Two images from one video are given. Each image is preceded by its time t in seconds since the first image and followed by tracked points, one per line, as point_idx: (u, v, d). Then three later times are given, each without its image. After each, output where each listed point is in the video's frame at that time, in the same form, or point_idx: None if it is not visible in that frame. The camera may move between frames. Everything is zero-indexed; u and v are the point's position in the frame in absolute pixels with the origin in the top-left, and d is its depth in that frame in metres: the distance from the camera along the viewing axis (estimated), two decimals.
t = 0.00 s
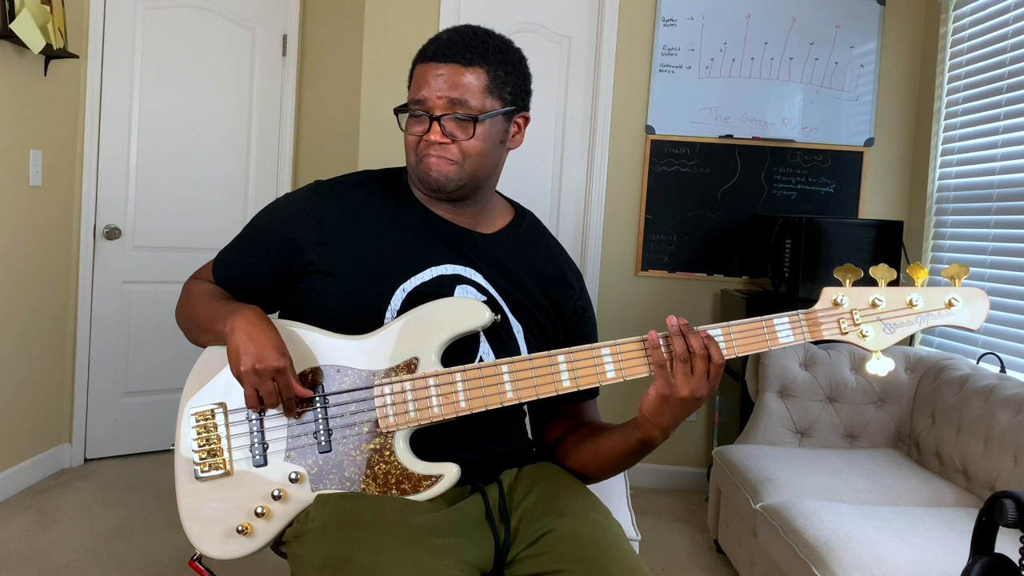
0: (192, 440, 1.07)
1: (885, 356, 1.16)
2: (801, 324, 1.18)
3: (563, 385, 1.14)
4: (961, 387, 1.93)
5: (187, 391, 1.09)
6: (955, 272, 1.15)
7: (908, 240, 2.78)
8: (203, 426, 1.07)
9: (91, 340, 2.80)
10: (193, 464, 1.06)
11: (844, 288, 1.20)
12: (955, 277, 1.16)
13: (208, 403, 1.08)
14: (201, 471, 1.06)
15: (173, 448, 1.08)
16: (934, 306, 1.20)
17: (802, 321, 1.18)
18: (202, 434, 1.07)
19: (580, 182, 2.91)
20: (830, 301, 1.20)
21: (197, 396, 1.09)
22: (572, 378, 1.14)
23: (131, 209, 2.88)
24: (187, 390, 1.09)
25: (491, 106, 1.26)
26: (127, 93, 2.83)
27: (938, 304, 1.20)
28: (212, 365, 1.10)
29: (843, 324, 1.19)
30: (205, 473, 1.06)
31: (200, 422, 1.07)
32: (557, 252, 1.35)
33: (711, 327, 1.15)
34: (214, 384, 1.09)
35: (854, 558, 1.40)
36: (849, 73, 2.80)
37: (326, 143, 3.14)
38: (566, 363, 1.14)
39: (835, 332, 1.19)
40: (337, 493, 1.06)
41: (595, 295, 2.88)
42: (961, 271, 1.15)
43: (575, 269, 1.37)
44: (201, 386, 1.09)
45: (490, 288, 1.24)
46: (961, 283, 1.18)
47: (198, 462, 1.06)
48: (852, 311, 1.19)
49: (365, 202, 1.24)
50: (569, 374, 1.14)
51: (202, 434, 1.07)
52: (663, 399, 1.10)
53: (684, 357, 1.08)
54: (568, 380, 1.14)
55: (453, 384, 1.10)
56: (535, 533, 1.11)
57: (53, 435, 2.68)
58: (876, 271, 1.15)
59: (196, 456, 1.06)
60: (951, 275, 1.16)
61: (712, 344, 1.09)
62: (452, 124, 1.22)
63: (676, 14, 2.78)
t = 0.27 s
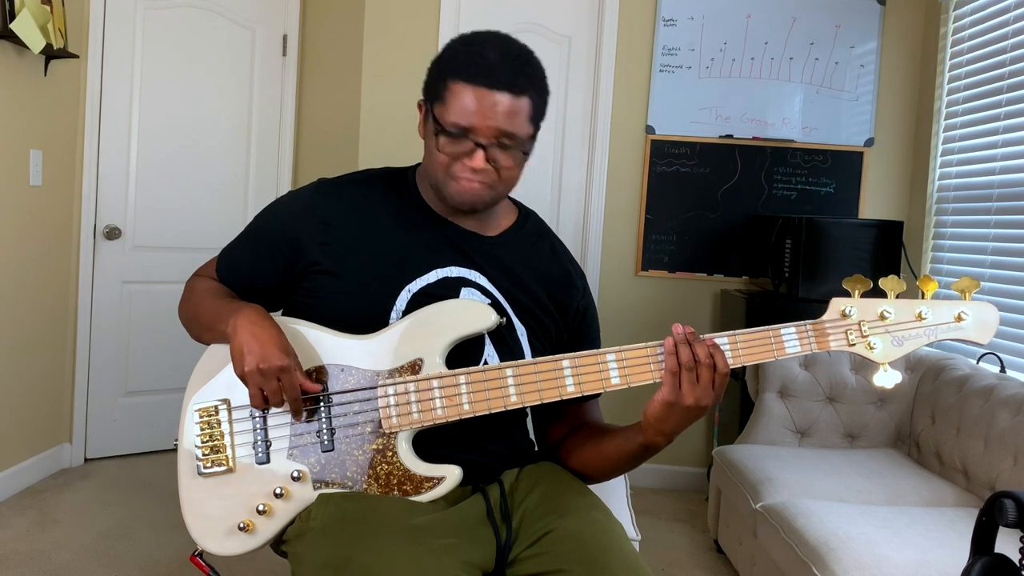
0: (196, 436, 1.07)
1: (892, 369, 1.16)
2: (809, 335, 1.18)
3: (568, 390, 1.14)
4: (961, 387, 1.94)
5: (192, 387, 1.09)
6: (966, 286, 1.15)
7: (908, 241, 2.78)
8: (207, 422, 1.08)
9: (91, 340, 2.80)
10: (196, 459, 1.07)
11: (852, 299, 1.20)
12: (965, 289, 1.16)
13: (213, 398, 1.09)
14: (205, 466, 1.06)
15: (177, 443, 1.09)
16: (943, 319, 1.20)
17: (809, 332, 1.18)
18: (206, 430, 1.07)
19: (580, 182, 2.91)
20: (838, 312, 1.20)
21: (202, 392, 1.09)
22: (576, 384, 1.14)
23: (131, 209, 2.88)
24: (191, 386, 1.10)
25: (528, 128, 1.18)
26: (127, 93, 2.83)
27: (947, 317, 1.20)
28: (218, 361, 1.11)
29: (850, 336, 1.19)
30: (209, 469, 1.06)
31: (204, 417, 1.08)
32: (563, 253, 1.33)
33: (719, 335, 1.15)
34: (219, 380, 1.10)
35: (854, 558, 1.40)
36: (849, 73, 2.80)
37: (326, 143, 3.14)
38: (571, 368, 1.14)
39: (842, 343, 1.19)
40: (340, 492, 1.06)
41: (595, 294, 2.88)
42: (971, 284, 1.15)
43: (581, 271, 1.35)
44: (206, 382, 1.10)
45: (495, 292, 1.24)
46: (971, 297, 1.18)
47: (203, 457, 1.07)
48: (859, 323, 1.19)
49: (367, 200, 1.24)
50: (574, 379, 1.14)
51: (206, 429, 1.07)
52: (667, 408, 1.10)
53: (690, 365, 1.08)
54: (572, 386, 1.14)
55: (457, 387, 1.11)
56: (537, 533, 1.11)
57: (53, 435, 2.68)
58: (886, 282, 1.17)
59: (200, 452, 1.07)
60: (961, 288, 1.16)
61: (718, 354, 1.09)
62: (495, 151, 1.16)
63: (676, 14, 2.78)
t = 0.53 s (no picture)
0: (195, 437, 1.07)
1: (888, 369, 1.17)
2: (806, 335, 1.18)
3: (566, 391, 1.13)
4: (961, 387, 1.93)
5: (190, 387, 1.10)
6: (962, 285, 1.14)
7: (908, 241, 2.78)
8: (206, 423, 1.08)
9: (91, 340, 2.80)
10: (195, 460, 1.07)
11: (849, 298, 1.20)
12: (961, 289, 1.15)
13: (211, 400, 1.09)
14: (202, 468, 1.06)
15: (176, 445, 1.09)
16: (939, 319, 1.20)
17: (806, 332, 1.18)
18: (205, 431, 1.07)
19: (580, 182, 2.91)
20: (835, 312, 1.20)
21: (200, 393, 1.09)
22: (575, 384, 1.14)
23: (132, 209, 2.88)
24: (190, 386, 1.10)
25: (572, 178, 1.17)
26: (127, 93, 2.83)
27: (944, 317, 1.20)
28: (216, 362, 1.11)
29: (847, 335, 1.19)
30: (206, 470, 1.06)
31: (203, 418, 1.08)
32: (561, 253, 1.34)
33: (716, 336, 1.15)
34: (217, 381, 1.10)
35: (854, 558, 1.40)
36: (849, 73, 2.80)
37: (326, 143, 3.13)
38: (569, 369, 1.14)
39: (839, 343, 1.19)
40: (338, 493, 1.06)
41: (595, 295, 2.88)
42: (967, 284, 1.15)
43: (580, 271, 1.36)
44: (205, 382, 1.10)
45: (495, 295, 1.24)
46: (967, 296, 1.18)
47: (201, 459, 1.07)
48: (856, 322, 1.20)
49: (365, 199, 1.24)
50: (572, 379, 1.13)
51: (205, 430, 1.07)
52: (665, 408, 1.10)
53: (688, 365, 1.07)
54: (571, 386, 1.14)
55: (455, 388, 1.10)
56: (535, 533, 1.11)
57: (53, 435, 2.68)
58: (880, 282, 1.17)
59: (198, 453, 1.07)
60: (957, 288, 1.15)
61: (716, 354, 1.08)
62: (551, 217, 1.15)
63: (676, 14, 2.78)
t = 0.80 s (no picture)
0: (196, 435, 1.07)
1: (893, 371, 1.17)
2: (809, 336, 1.18)
3: (568, 391, 1.13)
4: (962, 387, 1.93)
5: (191, 385, 1.09)
6: (968, 287, 1.13)
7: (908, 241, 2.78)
8: (207, 421, 1.07)
9: (91, 339, 2.80)
10: (196, 458, 1.07)
11: (853, 300, 1.20)
12: (966, 291, 1.14)
13: (212, 398, 1.09)
14: (204, 466, 1.06)
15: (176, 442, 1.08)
16: (944, 322, 1.20)
17: (810, 333, 1.18)
18: (206, 428, 1.07)
19: (579, 182, 2.91)
20: (839, 314, 1.20)
21: (201, 391, 1.09)
22: (576, 385, 1.14)
23: (131, 209, 2.88)
24: (191, 384, 1.09)
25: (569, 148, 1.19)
26: (127, 93, 2.82)
27: (948, 320, 1.20)
28: (218, 360, 1.11)
29: (852, 337, 1.19)
30: (208, 468, 1.06)
31: (204, 416, 1.08)
32: (562, 247, 1.34)
33: (720, 337, 1.15)
34: (218, 379, 1.10)
35: (854, 558, 1.40)
36: (850, 73, 2.80)
37: (326, 143, 3.13)
38: (571, 369, 1.14)
39: (843, 345, 1.19)
40: (340, 492, 1.06)
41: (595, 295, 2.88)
42: (973, 286, 1.13)
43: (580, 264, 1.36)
44: (206, 381, 1.10)
45: (496, 293, 1.24)
46: (973, 299, 1.17)
47: (202, 457, 1.06)
48: (860, 324, 1.19)
49: (365, 198, 1.24)
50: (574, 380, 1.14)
51: (206, 428, 1.07)
52: (666, 408, 1.10)
53: (690, 366, 1.08)
54: (572, 387, 1.14)
55: (457, 388, 1.10)
56: (536, 533, 1.11)
57: (53, 435, 2.68)
58: (886, 284, 1.17)
59: (199, 450, 1.07)
60: (963, 290, 1.14)
61: (718, 355, 1.08)
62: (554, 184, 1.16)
63: (676, 14, 2.78)
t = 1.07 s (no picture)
0: (194, 436, 1.07)
1: (892, 371, 1.17)
2: (808, 336, 1.18)
3: (567, 393, 1.13)
4: (962, 387, 1.93)
5: (190, 387, 1.09)
6: (966, 287, 1.13)
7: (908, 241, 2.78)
8: (205, 423, 1.08)
9: (91, 340, 2.80)
10: (195, 460, 1.07)
11: (852, 300, 1.20)
12: (965, 291, 1.14)
13: (210, 400, 1.09)
14: (202, 468, 1.06)
15: (175, 442, 1.09)
16: (943, 322, 1.20)
17: (808, 333, 1.18)
18: (204, 430, 1.07)
19: (579, 181, 2.91)
20: (838, 314, 1.20)
21: (199, 393, 1.09)
22: (575, 386, 1.14)
23: (131, 209, 2.88)
24: (190, 386, 1.09)
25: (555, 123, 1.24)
26: (127, 93, 2.83)
27: (947, 320, 1.20)
28: (216, 361, 1.10)
29: (850, 338, 1.19)
30: (206, 470, 1.06)
31: (203, 418, 1.08)
32: (557, 237, 1.35)
33: (718, 337, 1.14)
34: (216, 381, 1.09)
35: (854, 558, 1.40)
36: (850, 73, 2.80)
37: (325, 142, 3.14)
38: (570, 371, 1.14)
39: (841, 345, 1.19)
40: (338, 493, 1.06)
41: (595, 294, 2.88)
42: (972, 286, 1.13)
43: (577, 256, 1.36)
44: (204, 383, 1.09)
45: (494, 287, 1.24)
46: (972, 299, 1.17)
47: (200, 459, 1.06)
48: (859, 325, 1.19)
49: (363, 198, 1.24)
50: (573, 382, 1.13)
51: (204, 430, 1.07)
52: (661, 408, 1.10)
53: (688, 368, 1.07)
54: (571, 388, 1.13)
55: (455, 389, 1.10)
56: (535, 534, 1.11)
57: (53, 435, 2.68)
58: (885, 284, 1.17)
59: (198, 452, 1.07)
60: (962, 289, 1.14)
61: (716, 357, 1.07)
62: (543, 143, 1.18)
63: (676, 14, 2.78)
